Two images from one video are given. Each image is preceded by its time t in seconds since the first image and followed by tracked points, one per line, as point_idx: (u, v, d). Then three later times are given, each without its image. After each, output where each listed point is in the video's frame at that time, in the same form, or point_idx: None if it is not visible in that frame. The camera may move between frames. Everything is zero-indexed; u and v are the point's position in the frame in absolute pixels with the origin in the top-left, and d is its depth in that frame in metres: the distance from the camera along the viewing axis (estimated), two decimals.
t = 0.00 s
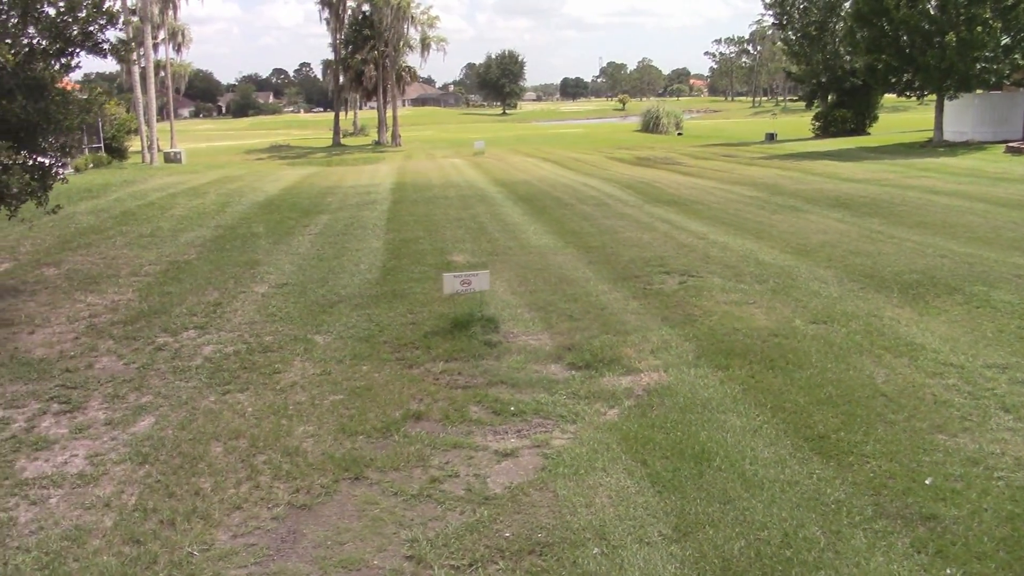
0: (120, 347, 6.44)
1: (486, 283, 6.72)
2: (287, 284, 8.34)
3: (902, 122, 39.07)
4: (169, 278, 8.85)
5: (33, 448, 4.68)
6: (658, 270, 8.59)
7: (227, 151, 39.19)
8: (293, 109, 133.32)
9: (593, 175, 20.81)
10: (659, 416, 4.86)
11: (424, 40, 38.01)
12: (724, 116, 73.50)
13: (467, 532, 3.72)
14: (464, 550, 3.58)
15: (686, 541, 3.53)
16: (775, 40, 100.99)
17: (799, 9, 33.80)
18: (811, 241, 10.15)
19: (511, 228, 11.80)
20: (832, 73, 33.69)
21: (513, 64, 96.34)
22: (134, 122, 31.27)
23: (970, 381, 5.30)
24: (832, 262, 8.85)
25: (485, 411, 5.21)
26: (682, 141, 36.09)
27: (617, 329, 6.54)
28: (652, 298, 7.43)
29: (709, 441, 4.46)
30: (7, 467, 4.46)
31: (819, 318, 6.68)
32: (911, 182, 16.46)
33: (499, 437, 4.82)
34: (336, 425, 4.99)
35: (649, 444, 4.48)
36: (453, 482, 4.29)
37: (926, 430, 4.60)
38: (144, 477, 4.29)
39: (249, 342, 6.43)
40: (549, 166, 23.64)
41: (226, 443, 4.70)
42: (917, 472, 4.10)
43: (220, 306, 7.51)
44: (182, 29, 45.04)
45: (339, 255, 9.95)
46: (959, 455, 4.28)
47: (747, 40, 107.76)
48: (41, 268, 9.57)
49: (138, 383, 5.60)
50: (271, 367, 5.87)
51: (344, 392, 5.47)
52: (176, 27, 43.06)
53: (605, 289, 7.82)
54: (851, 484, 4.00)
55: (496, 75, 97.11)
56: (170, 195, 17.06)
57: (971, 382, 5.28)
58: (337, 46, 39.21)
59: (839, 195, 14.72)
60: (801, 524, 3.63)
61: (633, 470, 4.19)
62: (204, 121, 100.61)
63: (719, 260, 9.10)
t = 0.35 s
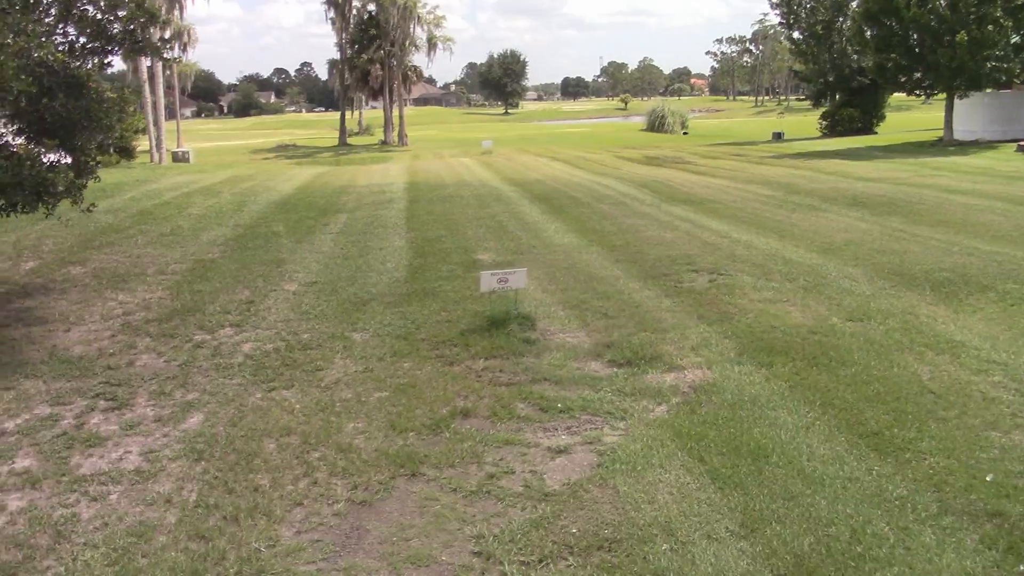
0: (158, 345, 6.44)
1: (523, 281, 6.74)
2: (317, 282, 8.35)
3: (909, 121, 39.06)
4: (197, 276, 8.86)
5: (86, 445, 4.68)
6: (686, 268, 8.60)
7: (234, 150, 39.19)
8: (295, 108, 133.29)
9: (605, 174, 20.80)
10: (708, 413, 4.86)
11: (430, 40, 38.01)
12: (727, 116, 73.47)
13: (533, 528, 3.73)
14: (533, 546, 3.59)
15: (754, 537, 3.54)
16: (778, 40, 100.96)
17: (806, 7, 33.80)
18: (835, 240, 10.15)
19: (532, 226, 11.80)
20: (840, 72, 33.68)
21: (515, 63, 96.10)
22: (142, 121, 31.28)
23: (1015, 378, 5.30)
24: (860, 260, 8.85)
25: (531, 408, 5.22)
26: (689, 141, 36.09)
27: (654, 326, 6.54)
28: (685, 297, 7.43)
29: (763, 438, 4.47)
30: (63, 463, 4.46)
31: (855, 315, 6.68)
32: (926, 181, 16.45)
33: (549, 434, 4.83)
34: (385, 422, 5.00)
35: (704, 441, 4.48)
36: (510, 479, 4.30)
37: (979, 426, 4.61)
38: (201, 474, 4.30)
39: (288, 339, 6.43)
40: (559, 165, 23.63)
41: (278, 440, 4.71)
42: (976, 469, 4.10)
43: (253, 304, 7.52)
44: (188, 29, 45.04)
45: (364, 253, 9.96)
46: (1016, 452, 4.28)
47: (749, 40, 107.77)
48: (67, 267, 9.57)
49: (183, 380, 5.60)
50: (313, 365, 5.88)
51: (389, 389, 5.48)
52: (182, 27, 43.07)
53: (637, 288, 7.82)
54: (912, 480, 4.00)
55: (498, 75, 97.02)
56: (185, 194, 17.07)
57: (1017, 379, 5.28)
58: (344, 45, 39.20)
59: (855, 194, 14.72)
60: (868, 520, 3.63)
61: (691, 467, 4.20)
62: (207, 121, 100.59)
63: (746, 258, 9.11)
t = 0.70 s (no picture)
0: (196, 343, 6.46)
1: (558, 279, 6.75)
2: (346, 281, 8.36)
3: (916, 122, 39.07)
4: (224, 275, 8.87)
5: (137, 442, 4.69)
6: (714, 268, 8.60)
7: (241, 151, 39.21)
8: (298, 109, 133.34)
9: (617, 174, 20.82)
10: (756, 410, 4.87)
11: (438, 40, 38.06)
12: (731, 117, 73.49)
13: (596, 524, 3.74)
14: (598, 542, 3.59)
15: (821, 533, 3.54)
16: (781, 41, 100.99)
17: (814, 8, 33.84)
18: (859, 240, 10.16)
19: (553, 225, 11.81)
20: (848, 73, 33.69)
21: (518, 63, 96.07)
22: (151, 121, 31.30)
23: None
24: (887, 260, 8.86)
25: (577, 406, 5.23)
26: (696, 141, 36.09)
27: (691, 324, 6.55)
28: (718, 296, 7.44)
29: (816, 435, 4.47)
30: (117, 459, 4.48)
31: (891, 314, 6.68)
32: (941, 181, 16.46)
33: (598, 432, 4.84)
34: (433, 419, 5.01)
35: (756, 439, 4.49)
36: (565, 476, 4.31)
37: None
38: (257, 470, 4.31)
39: (325, 337, 6.44)
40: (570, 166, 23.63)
41: (329, 437, 4.72)
42: None
43: (285, 302, 7.54)
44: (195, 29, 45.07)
45: (388, 253, 9.96)
46: None
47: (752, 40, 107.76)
48: (93, 265, 9.58)
49: (226, 379, 5.61)
50: (354, 362, 5.89)
51: (433, 387, 5.49)
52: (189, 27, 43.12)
53: (667, 287, 7.83)
54: (971, 477, 4.00)
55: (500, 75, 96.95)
56: (199, 194, 17.08)
57: None
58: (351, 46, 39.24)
59: (872, 194, 14.73)
60: (932, 517, 3.63)
61: (748, 464, 4.20)
62: (210, 121, 100.63)
63: (773, 258, 9.12)
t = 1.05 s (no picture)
0: (233, 341, 6.46)
1: (594, 279, 6.73)
2: (373, 280, 8.36)
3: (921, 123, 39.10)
4: (251, 273, 8.88)
5: (187, 439, 4.70)
6: (741, 267, 8.61)
7: (247, 151, 39.20)
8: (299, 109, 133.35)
9: (628, 174, 20.84)
10: (804, 408, 4.87)
11: (444, 41, 38.10)
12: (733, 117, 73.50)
13: (658, 520, 3.74)
14: (663, 539, 3.59)
15: (887, 529, 3.54)
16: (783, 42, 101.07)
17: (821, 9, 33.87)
18: (881, 240, 10.17)
19: (573, 225, 11.81)
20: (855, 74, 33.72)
21: (520, 65, 96.10)
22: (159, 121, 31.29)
23: None
24: (913, 260, 8.87)
25: (621, 403, 5.24)
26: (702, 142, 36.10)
27: (726, 323, 6.57)
28: (749, 295, 7.44)
29: (867, 432, 4.48)
30: (169, 456, 4.48)
31: (925, 313, 6.69)
32: (954, 181, 16.47)
33: (646, 429, 4.85)
34: (479, 417, 5.01)
35: (808, 436, 4.49)
36: (618, 473, 4.32)
37: None
38: (311, 467, 4.31)
39: (361, 335, 6.45)
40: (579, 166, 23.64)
41: (378, 434, 4.73)
42: None
43: (317, 301, 7.54)
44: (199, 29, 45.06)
45: (412, 252, 9.97)
46: None
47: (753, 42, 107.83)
48: (117, 264, 9.58)
49: (267, 376, 5.62)
50: (393, 360, 5.90)
51: (475, 385, 5.50)
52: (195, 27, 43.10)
53: (697, 286, 7.84)
54: None
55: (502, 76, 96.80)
56: (212, 193, 17.08)
57: None
58: (357, 46, 39.26)
59: (888, 194, 14.74)
60: (996, 514, 3.64)
61: (803, 461, 4.21)
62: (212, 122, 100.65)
63: (798, 257, 9.13)
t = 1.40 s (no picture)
0: (270, 339, 6.48)
1: (629, 276, 6.75)
2: (402, 278, 8.37)
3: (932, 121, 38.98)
4: (279, 272, 8.90)
5: (237, 437, 4.71)
6: (769, 265, 8.61)
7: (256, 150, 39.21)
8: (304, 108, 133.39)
9: (642, 172, 20.82)
10: (851, 406, 4.86)
11: (453, 39, 38.09)
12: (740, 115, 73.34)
13: (718, 518, 3.74)
14: (725, 536, 3.59)
15: (951, 527, 3.53)
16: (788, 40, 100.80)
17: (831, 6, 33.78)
18: (906, 237, 10.14)
19: (594, 223, 11.81)
20: (866, 71, 33.61)
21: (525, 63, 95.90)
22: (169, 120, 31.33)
23: None
24: (941, 257, 8.85)
25: (664, 401, 5.25)
26: (712, 139, 36.03)
27: (763, 321, 6.56)
28: (781, 293, 7.44)
29: (919, 430, 4.47)
30: (221, 454, 4.49)
31: (961, 311, 6.68)
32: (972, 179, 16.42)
33: (693, 427, 4.85)
34: (525, 415, 5.02)
35: (858, 434, 4.49)
36: (671, 470, 4.32)
37: None
38: (364, 465, 4.32)
39: (398, 333, 6.46)
40: (592, 164, 23.61)
41: (427, 432, 4.74)
42: None
43: (349, 299, 7.56)
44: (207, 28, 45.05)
45: (436, 250, 9.97)
46: None
47: (758, 39, 107.54)
48: (143, 262, 9.60)
49: (309, 374, 5.64)
50: (433, 358, 5.91)
51: (517, 383, 5.51)
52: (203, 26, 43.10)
53: (727, 284, 7.83)
54: None
55: (507, 75, 96.54)
56: (228, 192, 17.10)
57: None
58: (366, 44, 39.26)
59: (907, 192, 14.70)
60: None
61: (857, 459, 4.20)
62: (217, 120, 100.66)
63: (825, 254, 9.11)
